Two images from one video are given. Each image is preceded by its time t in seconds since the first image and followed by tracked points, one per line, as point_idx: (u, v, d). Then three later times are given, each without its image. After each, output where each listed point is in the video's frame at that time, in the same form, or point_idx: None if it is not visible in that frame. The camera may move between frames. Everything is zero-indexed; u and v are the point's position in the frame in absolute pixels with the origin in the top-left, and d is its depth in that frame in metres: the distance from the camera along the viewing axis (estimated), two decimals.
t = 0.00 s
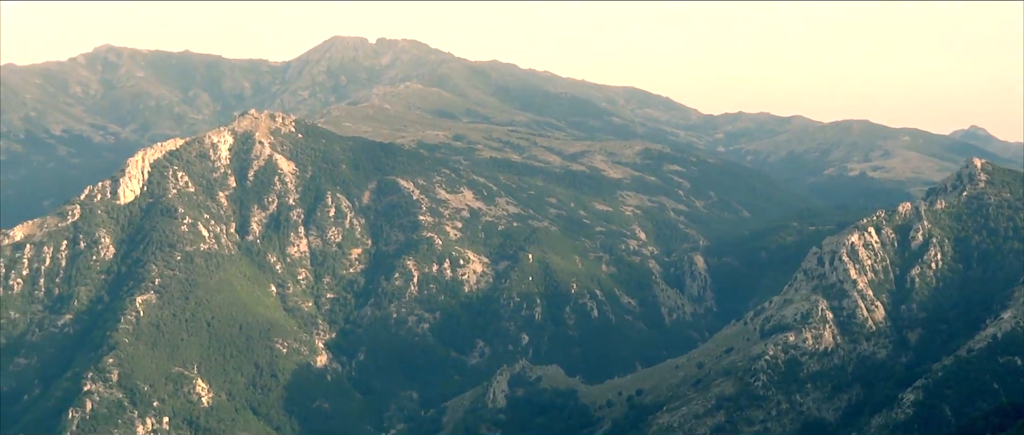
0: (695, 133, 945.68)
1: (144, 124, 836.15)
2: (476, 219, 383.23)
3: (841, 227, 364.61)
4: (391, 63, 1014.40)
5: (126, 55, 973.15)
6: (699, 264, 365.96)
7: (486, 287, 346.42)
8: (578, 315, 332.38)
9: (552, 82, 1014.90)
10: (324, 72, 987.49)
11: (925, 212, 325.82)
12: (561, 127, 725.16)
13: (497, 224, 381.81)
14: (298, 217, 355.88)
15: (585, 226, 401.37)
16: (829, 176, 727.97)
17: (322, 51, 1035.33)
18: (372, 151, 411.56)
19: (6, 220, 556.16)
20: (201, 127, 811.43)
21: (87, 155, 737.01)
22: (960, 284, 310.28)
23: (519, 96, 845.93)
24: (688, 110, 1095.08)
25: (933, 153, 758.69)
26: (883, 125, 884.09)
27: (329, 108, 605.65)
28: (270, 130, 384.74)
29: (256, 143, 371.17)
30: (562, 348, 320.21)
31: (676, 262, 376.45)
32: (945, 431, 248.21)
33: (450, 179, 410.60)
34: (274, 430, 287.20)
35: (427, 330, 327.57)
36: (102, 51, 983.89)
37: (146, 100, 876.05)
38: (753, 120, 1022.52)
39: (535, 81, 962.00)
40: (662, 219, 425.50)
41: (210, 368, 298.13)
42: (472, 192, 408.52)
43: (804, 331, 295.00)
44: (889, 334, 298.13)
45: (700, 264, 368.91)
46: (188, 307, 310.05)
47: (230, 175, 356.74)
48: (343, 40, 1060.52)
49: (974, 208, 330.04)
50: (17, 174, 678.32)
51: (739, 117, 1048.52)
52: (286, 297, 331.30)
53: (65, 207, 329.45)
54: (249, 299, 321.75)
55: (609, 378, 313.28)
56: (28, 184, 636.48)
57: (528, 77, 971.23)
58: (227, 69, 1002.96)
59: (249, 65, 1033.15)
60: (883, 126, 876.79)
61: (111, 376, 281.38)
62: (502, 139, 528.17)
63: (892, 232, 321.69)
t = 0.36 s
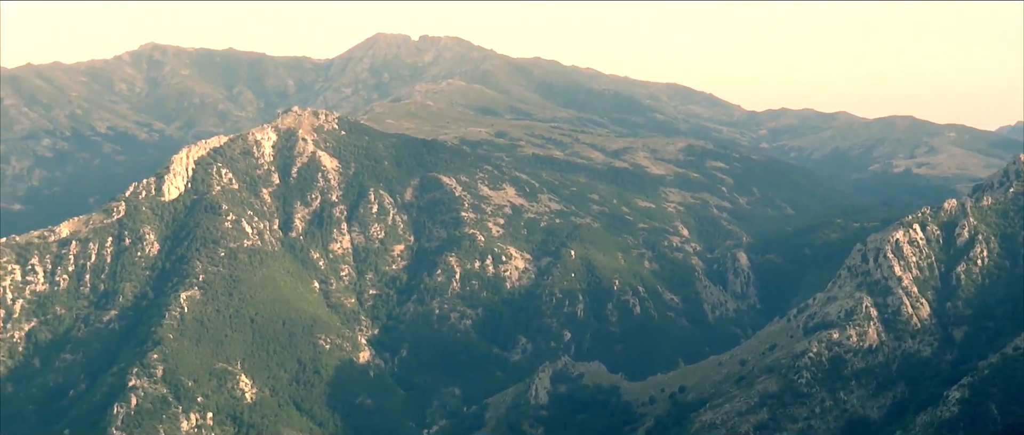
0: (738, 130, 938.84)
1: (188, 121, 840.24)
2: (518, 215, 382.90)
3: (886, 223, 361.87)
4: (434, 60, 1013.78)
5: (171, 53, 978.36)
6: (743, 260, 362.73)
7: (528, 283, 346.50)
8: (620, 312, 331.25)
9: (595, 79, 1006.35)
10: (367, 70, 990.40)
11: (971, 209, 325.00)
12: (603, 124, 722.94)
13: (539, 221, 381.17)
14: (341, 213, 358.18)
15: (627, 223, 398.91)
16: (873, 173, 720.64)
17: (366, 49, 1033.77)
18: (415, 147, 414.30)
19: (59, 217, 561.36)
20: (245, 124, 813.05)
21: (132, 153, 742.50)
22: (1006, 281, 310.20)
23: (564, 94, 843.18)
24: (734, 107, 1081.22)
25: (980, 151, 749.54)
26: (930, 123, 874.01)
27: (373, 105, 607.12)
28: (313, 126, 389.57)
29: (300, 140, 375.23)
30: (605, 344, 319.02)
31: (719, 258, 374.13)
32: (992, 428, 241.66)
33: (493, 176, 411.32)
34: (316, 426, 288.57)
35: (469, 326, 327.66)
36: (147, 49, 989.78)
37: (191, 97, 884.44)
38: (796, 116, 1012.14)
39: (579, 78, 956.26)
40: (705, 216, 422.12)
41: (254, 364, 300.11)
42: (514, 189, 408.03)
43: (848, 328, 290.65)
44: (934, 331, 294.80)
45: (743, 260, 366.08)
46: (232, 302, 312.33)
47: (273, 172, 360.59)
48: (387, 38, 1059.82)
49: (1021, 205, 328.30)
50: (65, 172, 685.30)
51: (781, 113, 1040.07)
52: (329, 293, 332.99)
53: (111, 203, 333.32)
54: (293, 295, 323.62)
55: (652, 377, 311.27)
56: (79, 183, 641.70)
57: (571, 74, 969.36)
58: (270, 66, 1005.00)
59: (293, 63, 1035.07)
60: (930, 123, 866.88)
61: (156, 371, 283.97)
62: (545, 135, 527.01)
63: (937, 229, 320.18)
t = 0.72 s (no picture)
0: (779, 128, 929.62)
1: (232, 122, 840.37)
2: (559, 215, 382.65)
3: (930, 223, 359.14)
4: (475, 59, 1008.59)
5: (213, 54, 981.00)
6: (785, 259, 360.58)
7: (569, 282, 346.30)
8: (662, 311, 329.86)
9: (636, 79, 996.55)
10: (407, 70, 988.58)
11: (1015, 207, 325.93)
12: (643, 123, 708.81)
13: (581, 220, 380.39)
14: (383, 213, 360.83)
15: (668, 222, 395.53)
16: (916, 171, 712.09)
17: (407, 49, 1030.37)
18: (456, 147, 415.88)
19: (105, 217, 567.36)
20: (285, 125, 811.08)
21: (174, 154, 741.78)
22: None
23: (608, 92, 837.97)
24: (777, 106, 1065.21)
25: None
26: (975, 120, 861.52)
27: (414, 104, 607.77)
28: (354, 126, 394.53)
29: (341, 140, 379.38)
30: (647, 344, 317.86)
31: (762, 258, 371.47)
32: None
33: (533, 175, 411.95)
34: (359, 425, 289.01)
35: (511, 326, 327.82)
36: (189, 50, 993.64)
37: (234, 98, 887.13)
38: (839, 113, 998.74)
39: (620, 77, 948.12)
40: (748, 215, 419.07)
41: (296, 364, 301.25)
42: (555, 188, 407.72)
43: (891, 328, 287.49)
44: (979, 330, 293.32)
45: (785, 259, 363.99)
46: (275, 302, 314.44)
47: (315, 172, 364.45)
48: (429, 39, 1057.37)
49: None
50: (109, 173, 686.11)
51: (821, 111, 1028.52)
52: (370, 293, 335.04)
53: (154, 204, 338.13)
54: (334, 295, 325.49)
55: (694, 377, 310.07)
56: (125, 186, 643.64)
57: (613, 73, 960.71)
58: (312, 66, 1004.82)
59: (334, 63, 1034.85)
60: (974, 121, 854.73)
61: (199, 371, 285.58)
62: (586, 135, 525.35)
63: (981, 227, 321.45)
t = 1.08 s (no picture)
0: (818, 127, 917.52)
1: (270, 123, 834.38)
2: (597, 215, 382.41)
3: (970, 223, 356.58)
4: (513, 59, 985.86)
5: (252, 56, 987.00)
6: (824, 259, 356.67)
7: (607, 283, 345.00)
8: (701, 311, 328.19)
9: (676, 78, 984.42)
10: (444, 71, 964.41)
11: None
12: (681, 124, 690.84)
13: (619, 220, 379.65)
14: (421, 214, 363.04)
15: (707, 222, 393.70)
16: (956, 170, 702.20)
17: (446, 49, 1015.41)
18: (494, 148, 416.67)
19: (146, 220, 574.80)
20: (324, 125, 800.39)
21: (214, 155, 739.42)
22: None
23: (649, 91, 832.80)
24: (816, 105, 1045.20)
25: None
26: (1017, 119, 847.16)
27: (451, 105, 608.22)
28: (392, 128, 398.00)
29: (380, 141, 382.14)
30: (686, 345, 317.15)
31: (801, 258, 368.33)
32: None
33: (571, 176, 411.89)
34: (397, 425, 289.15)
35: (549, 327, 327.54)
36: (228, 52, 999.25)
37: (272, 99, 885.47)
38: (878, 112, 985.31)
39: (657, 76, 939.71)
40: (786, 214, 417.25)
41: (336, 364, 302.01)
42: (593, 189, 407.41)
43: (932, 328, 284.10)
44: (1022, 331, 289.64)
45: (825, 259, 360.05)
46: (314, 303, 315.92)
47: (354, 173, 367.49)
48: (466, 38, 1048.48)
49: None
50: (149, 175, 687.16)
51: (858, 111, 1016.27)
52: (409, 293, 336.54)
53: (193, 205, 341.70)
54: (372, 296, 326.98)
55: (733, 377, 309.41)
56: (165, 188, 648.02)
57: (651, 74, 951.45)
58: (351, 68, 1003.43)
59: (371, 65, 1033.32)
60: (1015, 120, 840.99)
61: (238, 372, 285.37)
62: (623, 135, 523.62)
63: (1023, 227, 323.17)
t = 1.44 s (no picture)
0: (850, 126, 906.02)
1: (301, 125, 828.53)
2: (629, 216, 382.04)
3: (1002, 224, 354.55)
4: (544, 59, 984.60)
5: (284, 57, 992.00)
6: (856, 259, 356.63)
7: (639, 284, 344.26)
8: (732, 312, 327.60)
9: (710, 77, 967.53)
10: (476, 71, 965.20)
11: None
12: (711, 124, 687.64)
13: (650, 221, 378.72)
14: (452, 215, 363.90)
15: (739, 222, 392.61)
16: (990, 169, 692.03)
17: (477, 50, 1006.50)
18: (525, 148, 416.43)
19: (180, 220, 580.64)
20: (352, 126, 797.86)
21: (246, 156, 739.91)
22: None
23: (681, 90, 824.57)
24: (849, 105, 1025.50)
25: None
26: None
27: (481, 107, 609.36)
28: (423, 128, 398.89)
29: (411, 142, 383.39)
30: (718, 345, 316.40)
31: (833, 258, 367.91)
32: None
33: (602, 176, 411.63)
34: (428, 426, 289.77)
35: (581, 327, 327.55)
36: (261, 54, 1005.23)
37: (304, 100, 885.31)
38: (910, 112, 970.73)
39: (688, 76, 927.73)
40: (818, 214, 415.83)
41: (367, 365, 302.72)
42: (624, 189, 407.53)
43: (965, 329, 278.66)
44: None
45: (857, 259, 360.49)
46: (346, 304, 317.22)
47: (385, 174, 369.05)
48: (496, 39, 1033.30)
49: None
50: (181, 176, 690.85)
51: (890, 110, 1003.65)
52: (440, 294, 337.69)
53: (225, 206, 343.40)
54: (404, 296, 328.19)
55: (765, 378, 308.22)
56: (198, 188, 652.87)
57: (682, 73, 940.53)
58: (383, 69, 1001.37)
59: (402, 66, 1032.51)
60: None
61: (270, 372, 286.89)
62: (654, 135, 521.96)
63: None
